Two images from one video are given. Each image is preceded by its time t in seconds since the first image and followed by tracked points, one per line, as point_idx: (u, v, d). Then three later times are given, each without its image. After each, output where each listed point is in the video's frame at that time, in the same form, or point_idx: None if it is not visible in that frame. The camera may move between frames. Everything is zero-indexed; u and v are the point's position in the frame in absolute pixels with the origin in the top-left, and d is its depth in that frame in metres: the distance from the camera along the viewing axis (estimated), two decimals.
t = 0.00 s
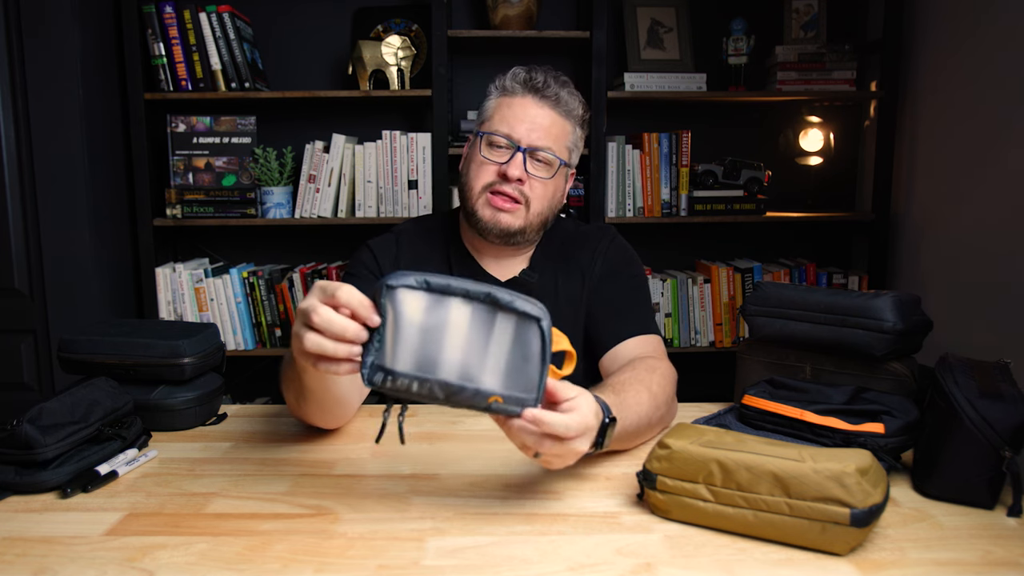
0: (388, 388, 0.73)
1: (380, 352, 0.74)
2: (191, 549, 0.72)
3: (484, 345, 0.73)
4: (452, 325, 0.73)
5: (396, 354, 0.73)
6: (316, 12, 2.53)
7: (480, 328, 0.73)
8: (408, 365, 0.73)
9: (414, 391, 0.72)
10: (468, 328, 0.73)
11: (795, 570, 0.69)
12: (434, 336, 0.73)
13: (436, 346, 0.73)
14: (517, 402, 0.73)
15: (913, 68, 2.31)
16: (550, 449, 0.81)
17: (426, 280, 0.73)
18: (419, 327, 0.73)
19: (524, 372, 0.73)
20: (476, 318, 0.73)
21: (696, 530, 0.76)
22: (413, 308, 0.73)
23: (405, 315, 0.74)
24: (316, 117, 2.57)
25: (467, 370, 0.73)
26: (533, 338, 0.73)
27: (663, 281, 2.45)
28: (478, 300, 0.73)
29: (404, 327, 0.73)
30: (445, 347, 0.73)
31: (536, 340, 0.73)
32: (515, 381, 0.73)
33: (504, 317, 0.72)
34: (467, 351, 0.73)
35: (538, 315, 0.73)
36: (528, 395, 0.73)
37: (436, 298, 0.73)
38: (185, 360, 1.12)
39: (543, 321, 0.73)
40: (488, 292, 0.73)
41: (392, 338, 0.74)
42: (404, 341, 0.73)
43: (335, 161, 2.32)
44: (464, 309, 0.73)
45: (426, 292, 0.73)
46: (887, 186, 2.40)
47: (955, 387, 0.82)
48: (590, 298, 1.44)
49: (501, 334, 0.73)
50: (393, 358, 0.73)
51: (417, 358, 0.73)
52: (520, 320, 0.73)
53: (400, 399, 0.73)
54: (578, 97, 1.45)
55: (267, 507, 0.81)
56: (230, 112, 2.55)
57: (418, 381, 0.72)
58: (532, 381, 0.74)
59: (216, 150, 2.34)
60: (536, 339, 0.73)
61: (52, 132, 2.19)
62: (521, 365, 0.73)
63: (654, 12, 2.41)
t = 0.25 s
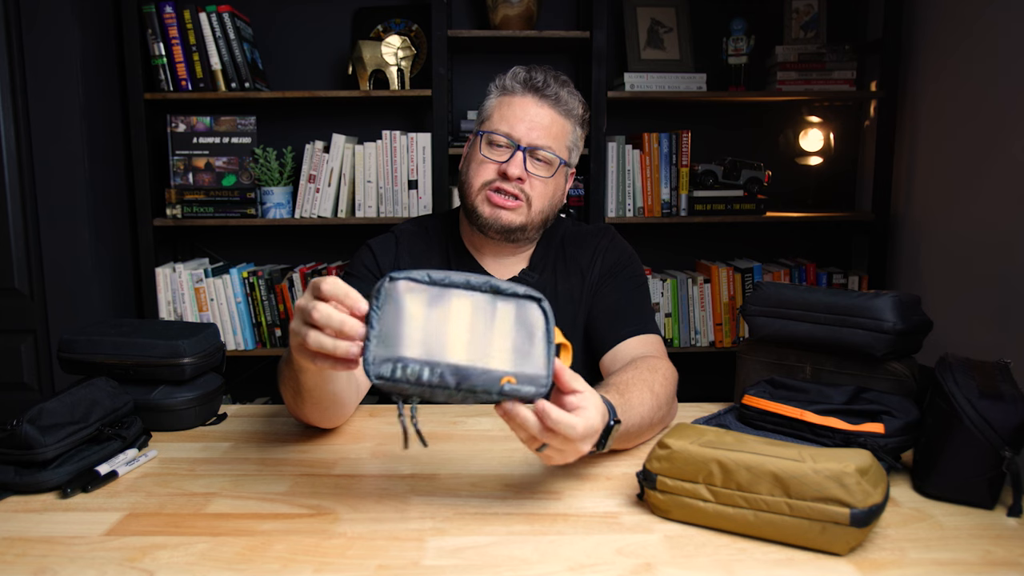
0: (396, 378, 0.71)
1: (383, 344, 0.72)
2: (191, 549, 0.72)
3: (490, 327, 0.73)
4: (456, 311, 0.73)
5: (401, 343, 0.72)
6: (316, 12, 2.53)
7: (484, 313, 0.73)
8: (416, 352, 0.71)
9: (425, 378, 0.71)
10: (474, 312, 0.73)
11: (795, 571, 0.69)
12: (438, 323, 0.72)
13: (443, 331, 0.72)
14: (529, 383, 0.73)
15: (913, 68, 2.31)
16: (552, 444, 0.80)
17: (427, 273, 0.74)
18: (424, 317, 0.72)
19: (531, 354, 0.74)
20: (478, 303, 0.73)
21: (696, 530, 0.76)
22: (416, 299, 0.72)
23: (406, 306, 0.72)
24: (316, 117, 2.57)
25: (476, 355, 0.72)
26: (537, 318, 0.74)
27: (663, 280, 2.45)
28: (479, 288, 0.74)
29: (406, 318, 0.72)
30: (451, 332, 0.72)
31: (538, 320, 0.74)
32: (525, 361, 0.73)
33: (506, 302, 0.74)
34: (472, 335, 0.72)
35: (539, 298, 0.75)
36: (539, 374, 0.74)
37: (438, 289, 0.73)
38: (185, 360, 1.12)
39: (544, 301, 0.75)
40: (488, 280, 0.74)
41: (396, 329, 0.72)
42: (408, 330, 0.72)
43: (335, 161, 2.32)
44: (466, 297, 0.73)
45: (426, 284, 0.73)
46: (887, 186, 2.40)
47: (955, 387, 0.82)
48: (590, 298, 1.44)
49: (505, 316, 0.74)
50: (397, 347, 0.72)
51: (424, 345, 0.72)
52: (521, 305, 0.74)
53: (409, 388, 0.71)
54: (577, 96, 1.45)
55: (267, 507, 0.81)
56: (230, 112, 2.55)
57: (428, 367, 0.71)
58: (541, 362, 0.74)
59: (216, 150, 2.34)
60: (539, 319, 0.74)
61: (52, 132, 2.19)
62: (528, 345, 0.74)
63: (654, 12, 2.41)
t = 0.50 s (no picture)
0: (407, 327, 0.71)
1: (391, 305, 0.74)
2: (191, 550, 0.72)
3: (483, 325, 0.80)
4: (451, 307, 0.80)
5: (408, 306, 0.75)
6: (316, 12, 2.53)
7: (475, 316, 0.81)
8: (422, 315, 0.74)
9: (434, 333, 0.72)
10: (469, 314, 0.81)
11: (795, 570, 0.69)
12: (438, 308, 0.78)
13: (442, 313, 0.77)
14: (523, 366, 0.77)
15: (913, 68, 2.31)
16: (552, 434, 0.81)
17: (424, 285, 0.83)
18: (426, 302, 0.78)
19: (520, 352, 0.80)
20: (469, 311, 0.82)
21: (696, 530, 0.76)
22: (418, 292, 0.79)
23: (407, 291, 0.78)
24: (316, 117, 2.57)
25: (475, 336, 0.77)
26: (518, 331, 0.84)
27: (663, 280, 2.45)
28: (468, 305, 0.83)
29: (408, 295, 0.77)
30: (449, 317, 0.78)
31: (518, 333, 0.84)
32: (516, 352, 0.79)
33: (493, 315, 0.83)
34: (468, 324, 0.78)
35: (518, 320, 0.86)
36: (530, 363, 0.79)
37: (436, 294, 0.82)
38: (185, 360, 1.12)
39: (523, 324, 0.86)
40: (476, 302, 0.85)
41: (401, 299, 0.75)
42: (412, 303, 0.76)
43: (335, 161, 2.32)
44: (460, 304, 0.82)
45: (424, 288, 0.82)
46: (887, 186, 2.41)
47: (955, 387, 0.82)
48: (590, 298, 1.44)
49: (492, 323, 0.82)
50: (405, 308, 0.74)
51: (428, 314, 0.75)
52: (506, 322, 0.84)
53: (416, 342, 0.71)
54: (577, 96, 1.45)
55: (267, 507, 0.81)
56: (230, 112, 2.55)
57: (436, 326, 0.73)
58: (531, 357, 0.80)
59: (216, 150, 2.34)
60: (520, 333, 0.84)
61: (52, 132, 2.19)
62: (515, 345, 0.81)
63: (654, 12, 2.41)
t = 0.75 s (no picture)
0: (411, 317, 0.72)
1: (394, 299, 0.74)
2: (191, 550, 0.72)
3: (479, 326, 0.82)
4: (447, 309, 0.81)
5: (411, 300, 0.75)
6: (316, 12, 2.53)
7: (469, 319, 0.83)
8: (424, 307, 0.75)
9: (436, 324, 0.73)
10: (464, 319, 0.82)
11: (796, 570, 0.69)
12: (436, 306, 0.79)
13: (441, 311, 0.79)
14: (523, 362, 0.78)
15: (912, 68, 2.31)
16: (552, 427, 0.81)
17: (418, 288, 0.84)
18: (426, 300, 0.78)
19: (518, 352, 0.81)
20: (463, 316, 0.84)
21: (696, 530, 0.76)
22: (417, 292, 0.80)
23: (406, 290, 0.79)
24: (316, 117, 2.57)
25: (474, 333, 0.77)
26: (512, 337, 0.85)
27: (663, 280, 2.45)
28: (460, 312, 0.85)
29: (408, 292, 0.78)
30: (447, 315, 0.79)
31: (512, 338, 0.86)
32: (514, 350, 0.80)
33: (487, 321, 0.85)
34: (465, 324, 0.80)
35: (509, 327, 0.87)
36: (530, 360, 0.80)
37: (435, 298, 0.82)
38: (185, 360, 1.12)
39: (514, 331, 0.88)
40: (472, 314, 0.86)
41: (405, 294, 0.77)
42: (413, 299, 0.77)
43: (336, 161, 2.32)
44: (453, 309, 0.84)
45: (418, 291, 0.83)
46: (887, 187, 2.41)
47: (955, 387, 0.82)
48: (590, 298, 1.44)
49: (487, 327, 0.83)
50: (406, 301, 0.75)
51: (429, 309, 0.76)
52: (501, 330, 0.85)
53: (419, 331, 0.72)
54: (577, 96, 1.45)
55: (267, 507, 0.81)
56: (230, 112, 2.55)
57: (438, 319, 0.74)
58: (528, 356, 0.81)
59: (216, 150, 2.34)
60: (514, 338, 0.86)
61: (52, 132, 2.19)
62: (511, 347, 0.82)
63: (654, 12, 2.41)
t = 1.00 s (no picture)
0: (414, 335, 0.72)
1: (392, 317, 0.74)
2: (191, 550, 0.72)
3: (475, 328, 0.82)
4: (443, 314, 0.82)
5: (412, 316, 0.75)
6: (315, 12, 2.53)
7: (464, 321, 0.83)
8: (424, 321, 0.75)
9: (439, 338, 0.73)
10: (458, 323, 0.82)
11: (796, 571, 0.68)
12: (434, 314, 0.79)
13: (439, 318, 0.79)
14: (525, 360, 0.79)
15: (912, 68, 2.31)
16: (542, 410, 0.80)
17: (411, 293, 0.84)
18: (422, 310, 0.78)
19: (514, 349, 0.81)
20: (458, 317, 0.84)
21: (696, 530, 0.76)
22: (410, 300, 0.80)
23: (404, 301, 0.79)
24: (315, 117, 2.57)
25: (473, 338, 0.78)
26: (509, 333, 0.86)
27: (663, 280, 2.45)
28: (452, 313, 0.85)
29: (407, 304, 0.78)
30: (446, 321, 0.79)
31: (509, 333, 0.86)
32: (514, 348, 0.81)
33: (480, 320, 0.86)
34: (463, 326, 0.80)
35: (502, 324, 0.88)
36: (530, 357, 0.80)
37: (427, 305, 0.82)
38: (185, 360, 1.12)
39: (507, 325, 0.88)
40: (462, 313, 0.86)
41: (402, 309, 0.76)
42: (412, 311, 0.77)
43: (336, 161, 2.32)
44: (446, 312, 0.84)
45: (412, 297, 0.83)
46: (886, 187, 2.41)
47: (955, 387, 0.82)
48: (590, 299, 1.44)
49: (483, 326, 0.84)
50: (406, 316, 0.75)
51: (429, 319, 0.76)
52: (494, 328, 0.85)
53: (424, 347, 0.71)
54: (576, 96, 1.45)
55: (267, 507, 0.81)
56: (230, 112, 2.55)
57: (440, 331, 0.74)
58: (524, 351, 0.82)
59: (216, 150, 2.34)
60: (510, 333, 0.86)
61: (53, 132, 2.19)
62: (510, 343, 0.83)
63: (654, 12, 2.41)
